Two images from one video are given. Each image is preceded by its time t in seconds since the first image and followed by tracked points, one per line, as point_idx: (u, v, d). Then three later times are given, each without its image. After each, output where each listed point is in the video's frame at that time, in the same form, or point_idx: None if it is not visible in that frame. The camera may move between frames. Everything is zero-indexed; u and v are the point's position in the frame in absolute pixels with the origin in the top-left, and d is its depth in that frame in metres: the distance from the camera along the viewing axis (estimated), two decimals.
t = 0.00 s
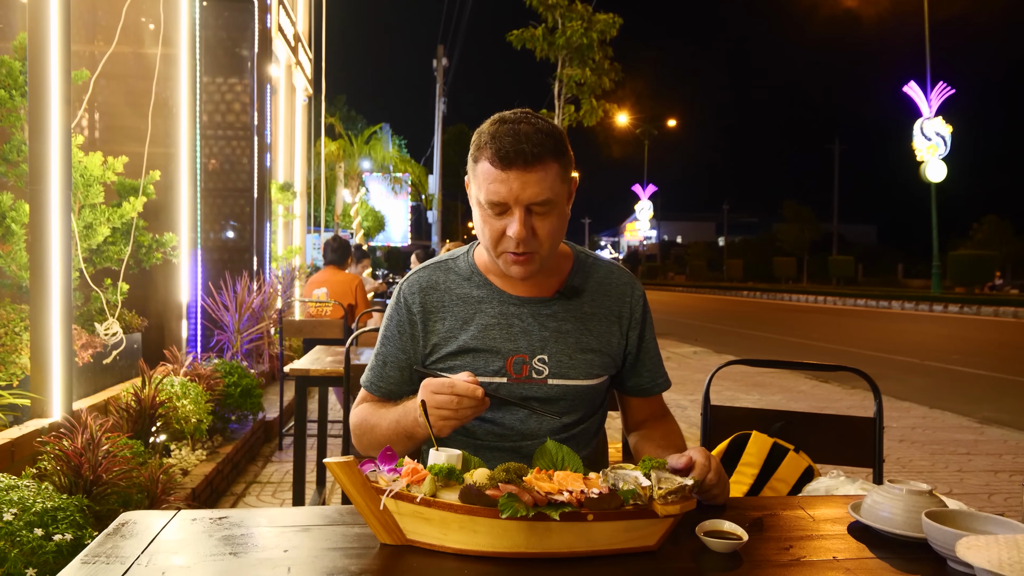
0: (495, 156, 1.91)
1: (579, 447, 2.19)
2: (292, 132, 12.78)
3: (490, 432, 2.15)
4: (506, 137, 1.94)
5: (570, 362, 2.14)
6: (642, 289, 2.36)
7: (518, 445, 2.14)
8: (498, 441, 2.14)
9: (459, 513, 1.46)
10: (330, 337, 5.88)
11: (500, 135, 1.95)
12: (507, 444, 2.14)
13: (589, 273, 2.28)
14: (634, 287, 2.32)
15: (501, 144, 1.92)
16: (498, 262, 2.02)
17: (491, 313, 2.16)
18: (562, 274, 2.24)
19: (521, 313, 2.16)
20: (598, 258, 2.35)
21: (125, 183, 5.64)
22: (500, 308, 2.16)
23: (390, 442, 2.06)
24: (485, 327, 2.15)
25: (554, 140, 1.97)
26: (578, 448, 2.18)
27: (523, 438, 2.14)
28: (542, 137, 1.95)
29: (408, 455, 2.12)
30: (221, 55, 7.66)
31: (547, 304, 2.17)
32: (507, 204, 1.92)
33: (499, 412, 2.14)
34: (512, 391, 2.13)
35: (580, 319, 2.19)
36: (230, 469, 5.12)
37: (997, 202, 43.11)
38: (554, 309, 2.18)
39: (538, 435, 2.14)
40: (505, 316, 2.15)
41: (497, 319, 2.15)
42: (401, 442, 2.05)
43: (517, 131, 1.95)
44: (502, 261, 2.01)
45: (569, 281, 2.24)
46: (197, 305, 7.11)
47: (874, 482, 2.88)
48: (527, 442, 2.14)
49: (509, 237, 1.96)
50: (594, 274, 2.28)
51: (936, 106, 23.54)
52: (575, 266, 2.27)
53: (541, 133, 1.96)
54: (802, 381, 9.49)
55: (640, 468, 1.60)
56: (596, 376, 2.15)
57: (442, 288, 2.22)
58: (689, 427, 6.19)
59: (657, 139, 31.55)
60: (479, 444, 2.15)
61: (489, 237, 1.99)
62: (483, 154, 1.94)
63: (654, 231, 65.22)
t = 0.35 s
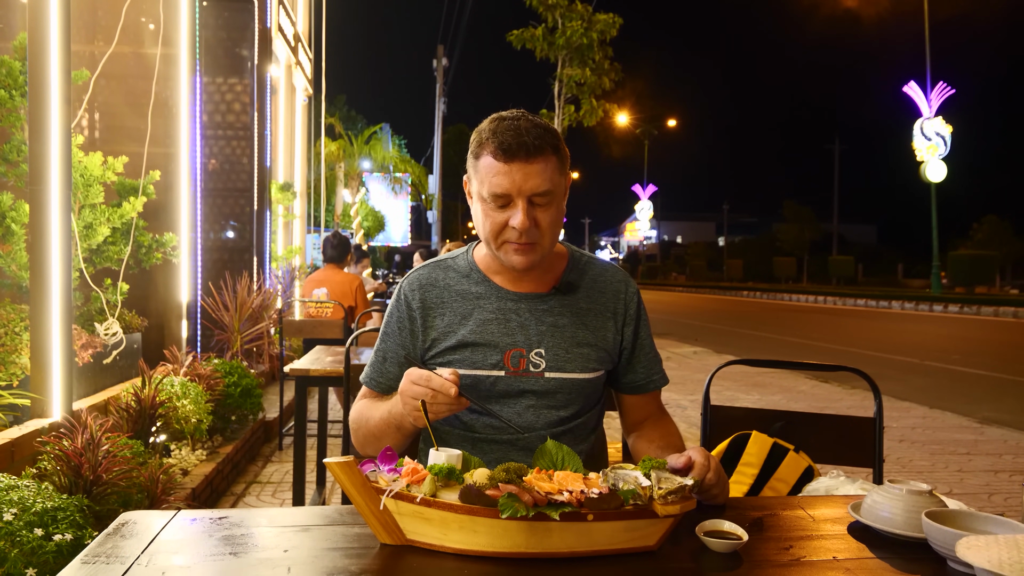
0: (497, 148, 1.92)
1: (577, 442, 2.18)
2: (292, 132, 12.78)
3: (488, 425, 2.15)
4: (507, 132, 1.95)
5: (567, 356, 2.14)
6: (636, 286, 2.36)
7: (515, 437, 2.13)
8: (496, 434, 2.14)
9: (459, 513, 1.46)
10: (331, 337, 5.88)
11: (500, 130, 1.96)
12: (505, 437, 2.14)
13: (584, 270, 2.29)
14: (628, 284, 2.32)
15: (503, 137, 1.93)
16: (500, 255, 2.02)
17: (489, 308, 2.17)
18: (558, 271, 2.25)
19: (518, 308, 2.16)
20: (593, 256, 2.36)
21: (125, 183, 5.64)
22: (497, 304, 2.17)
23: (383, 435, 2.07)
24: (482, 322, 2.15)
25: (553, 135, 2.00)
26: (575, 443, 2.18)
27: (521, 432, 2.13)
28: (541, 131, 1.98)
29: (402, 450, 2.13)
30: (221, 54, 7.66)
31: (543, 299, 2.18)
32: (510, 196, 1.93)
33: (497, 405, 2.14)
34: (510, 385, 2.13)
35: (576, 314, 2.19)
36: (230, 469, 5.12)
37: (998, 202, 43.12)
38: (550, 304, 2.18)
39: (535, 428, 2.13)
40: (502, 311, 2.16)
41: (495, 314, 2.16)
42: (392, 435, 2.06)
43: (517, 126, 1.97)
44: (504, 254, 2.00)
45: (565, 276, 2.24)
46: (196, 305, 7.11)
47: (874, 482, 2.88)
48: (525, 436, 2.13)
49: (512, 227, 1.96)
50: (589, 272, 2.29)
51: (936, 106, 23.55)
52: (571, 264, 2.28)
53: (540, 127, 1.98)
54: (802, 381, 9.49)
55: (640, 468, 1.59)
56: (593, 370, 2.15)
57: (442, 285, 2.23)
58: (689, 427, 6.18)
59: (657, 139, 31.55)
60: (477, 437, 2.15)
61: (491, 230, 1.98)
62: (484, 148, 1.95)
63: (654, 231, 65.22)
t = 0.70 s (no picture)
0: (515, 147, 1.93)
1: (579, 441, 2.18)
2: (292, 132, 12.79)
3: (493, 421, 2.15)
4: (526, 131, 1.96)
5: (573, 354, 2.14)
6: (641, 289, 2.37)
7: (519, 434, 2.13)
8: (499, 429, 2.14)
9: (459, 513, 1.46)
10: (331, 337, 5.89)
11: (518, 129, 1.97)
12: (508, 433, 2.14)
13: (591, 271, 2.29)
14: (633, 287, 2.32)
15: (521, 137, 1.94)
16: (512, 253, 2.02)
17: (496, 305, 2.17)
18: (566, 270, 2.25)
19: (525, 306, 2.16)
20: (600, 258, 2.36)
21: (125, 183, 5.64)
22: (505, 301, 2.17)
23: (388, 432, 2.06)
24: (490, 318, 2.16)
25: (569, 136, 2.01)
26: (578, 442, 2.18)
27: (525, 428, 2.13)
28: (557, 132, 1.98)
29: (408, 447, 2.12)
30: (221, 55, 7.66)
31: (550, 297, 2.18)
32: (526, 194, 1.93)
33: (502, 401, 2.14)
34: (515, 381, 2.13)
35: (583, 312, 2.19)
36: (230, 469, 5.13)
37: (998, 202, 43.12)
38: (557, 302, 2.18)
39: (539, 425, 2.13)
40: (510, 308, 2.16)
41: (502, 310, 2.16)
42: (398, 432, 2.05)
43: (535, 126, 1.97)
44: (517, 251, 2.01)
45: (573, 276, 2.24)
46: (196, 305, 7.11)
47: (874, 482, 2.88)
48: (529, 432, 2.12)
49: (527, 225, 1.96)
50: (595, 273, 2.29)
51: (936, 106, 23.56)
52: (578, 264, 2.28)
53: (557, 128, 1.99)
54: (802, 381, 9.49)
55: (640, 468, 1.60)
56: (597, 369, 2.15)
57: (450, 281, 2.24)
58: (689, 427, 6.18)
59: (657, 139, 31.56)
60: (481, 434, 2.15)
61: (505, 227, 1.98)
62: (502, 147, 1.96)
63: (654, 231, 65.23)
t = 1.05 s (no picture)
0: (532, 150, 1.92)
1: (582, 444, 2.18)
2: (292, 132, 12.79)
3: (498, 421, 2.14)
4: (543, 134, 1.95)
5: (581, 357, 2.14)
6: (649, 294, 2.37)
7: (524, 435, 2.13)
8: (504, 430, 2.14)
9: (459, 513, 1.46)
10: (331, 337, 5.89)
11: (536, 131, 1.96)
12: (513, 434, 2.14)
13: (601, 274, 2.29)
14: (642, 292, 2.32)
15: (538, 139, 1.93)
16: (523, 253, 2.02)
17: (507, 305, 2.17)
18: (577, 272, 2.25)
19: (534, 307, 2.16)
20: (610, 261, 2.35)
21: (125, 183, 5.64)
22: (515, 302, 2.17)
23: (400, 425, 2.04)
24: (499, 318, 2.15)
25: (587, 141, 2.00)
26: (581, 445, 2.18)
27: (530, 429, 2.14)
28: (575, 136, 1.98)
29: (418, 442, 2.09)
30: (221, 55, 7.66)
31: (559, 300, 2.18)
32: (540, 197, 1.93)
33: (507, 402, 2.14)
34: (521, 383, 2.13)
35: (592, 316, 2.19)
36: (230, 469, 5.12)
37: (998, 202, 43.14)
38: (566, 305, 2.18)
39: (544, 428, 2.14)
40: (519, 309, 2.16)
41: (512, 311, 2.16)
42: (411, 425, 2.03)
43: (553, 129, 1.97)
44: (528, 252, 2.01)
45: (583, 279, 2.24)
46: (196, 305, 7.12)
47: (875, 482, 2.88)
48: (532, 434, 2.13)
49: (539, 228, 1.96)
50: (605, 276, 2.29)
51: (936, 106, 23.57)
52: (589, 267, 2.27)
53: (574, 132, 1.98)
54: (802, 381, 9.49)
55: (640, 468, 1.60)
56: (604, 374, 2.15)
57: (461, 279, 2.23)
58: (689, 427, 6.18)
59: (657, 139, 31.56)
60: (485, 434, 2.14)
61: (518, 228, 1.98)
62: (519, 148, 1.95)
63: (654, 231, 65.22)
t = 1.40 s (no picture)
0: (535, 157, 1.91)
1: (583, 448, 2.18)
2: (292, 132, 12.79)
3: (500, 426, 2.14)
4: (548, 140, 1.94)
5: (585, 362, 2.14)
6: (655, 299, 2.37)
7: (527, 439, 2.13)
8: (507, 435, 2.14)
9: (459, 513, 1.46)
10: (331, 337, 5.89)
11: (541, 137, 1.95)
12: (516, 439, 2.13)
13: (608, 278, 2.29)
14: (648, 296, 2.32)
15: (542, 146, 1.92)
16: (524, 260, 2.03)
17: (512, 307, 2.17)
18: (583, 277, 2.25)
19: (540, 311, 2.16)
20: (616, 264, 2.35)
21: (125, 183, 5.64)
22: (520, 305, 2.17)
23: (410, 419, 2.00)
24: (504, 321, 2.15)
25: (593, 147, 1.98)
26: (583, 449, 2.18)
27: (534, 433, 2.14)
28: (581, 143, 1.96)
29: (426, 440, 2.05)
30: (221, 55, 7.67)
31: (565, 304, 2.18)
32: (542, 205, 1.93)
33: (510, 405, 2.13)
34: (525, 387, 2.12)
35: (596, 321, 2.19)
36: (230, 469, 5.12)
37: (998, 202, 43.16)
38: (572, 309, 2.18)
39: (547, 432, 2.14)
40: (525, 312, 2.16)
41: (517, 314, 2.16)
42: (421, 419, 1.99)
43: (559, 135, 1.95)
44: (529, 259, 2.02)
45: (589, 284, 2.24)
46: (196, 305, 7.12)
47: (875, 482, 2.88)
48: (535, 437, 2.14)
49: (540, 236, 1.96)
50: (612, 280, 2.29)
51: (936, 106, 23.58)
52: (595, 271, 2.27)
53: (581, 139, 1.97)
54: (802, 381, 9.49)
55: (640, 468, 1.60)
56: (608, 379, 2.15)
57: (468, 279, 2.24)
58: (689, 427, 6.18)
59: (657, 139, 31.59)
60: (488, 438, 2.14)
61: (520, 235, 1.99)
62: (522, 153, 1.94)
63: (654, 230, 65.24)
